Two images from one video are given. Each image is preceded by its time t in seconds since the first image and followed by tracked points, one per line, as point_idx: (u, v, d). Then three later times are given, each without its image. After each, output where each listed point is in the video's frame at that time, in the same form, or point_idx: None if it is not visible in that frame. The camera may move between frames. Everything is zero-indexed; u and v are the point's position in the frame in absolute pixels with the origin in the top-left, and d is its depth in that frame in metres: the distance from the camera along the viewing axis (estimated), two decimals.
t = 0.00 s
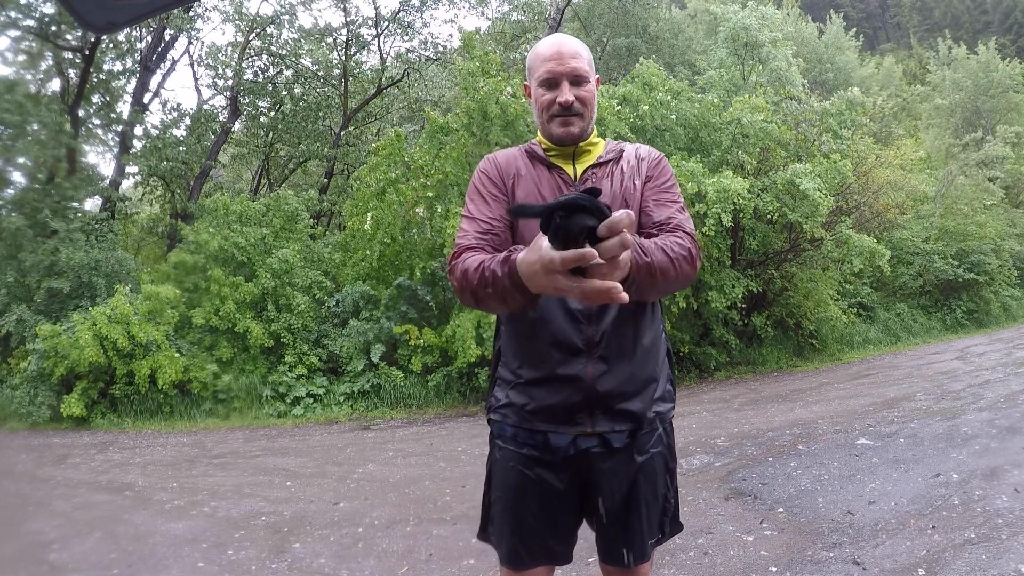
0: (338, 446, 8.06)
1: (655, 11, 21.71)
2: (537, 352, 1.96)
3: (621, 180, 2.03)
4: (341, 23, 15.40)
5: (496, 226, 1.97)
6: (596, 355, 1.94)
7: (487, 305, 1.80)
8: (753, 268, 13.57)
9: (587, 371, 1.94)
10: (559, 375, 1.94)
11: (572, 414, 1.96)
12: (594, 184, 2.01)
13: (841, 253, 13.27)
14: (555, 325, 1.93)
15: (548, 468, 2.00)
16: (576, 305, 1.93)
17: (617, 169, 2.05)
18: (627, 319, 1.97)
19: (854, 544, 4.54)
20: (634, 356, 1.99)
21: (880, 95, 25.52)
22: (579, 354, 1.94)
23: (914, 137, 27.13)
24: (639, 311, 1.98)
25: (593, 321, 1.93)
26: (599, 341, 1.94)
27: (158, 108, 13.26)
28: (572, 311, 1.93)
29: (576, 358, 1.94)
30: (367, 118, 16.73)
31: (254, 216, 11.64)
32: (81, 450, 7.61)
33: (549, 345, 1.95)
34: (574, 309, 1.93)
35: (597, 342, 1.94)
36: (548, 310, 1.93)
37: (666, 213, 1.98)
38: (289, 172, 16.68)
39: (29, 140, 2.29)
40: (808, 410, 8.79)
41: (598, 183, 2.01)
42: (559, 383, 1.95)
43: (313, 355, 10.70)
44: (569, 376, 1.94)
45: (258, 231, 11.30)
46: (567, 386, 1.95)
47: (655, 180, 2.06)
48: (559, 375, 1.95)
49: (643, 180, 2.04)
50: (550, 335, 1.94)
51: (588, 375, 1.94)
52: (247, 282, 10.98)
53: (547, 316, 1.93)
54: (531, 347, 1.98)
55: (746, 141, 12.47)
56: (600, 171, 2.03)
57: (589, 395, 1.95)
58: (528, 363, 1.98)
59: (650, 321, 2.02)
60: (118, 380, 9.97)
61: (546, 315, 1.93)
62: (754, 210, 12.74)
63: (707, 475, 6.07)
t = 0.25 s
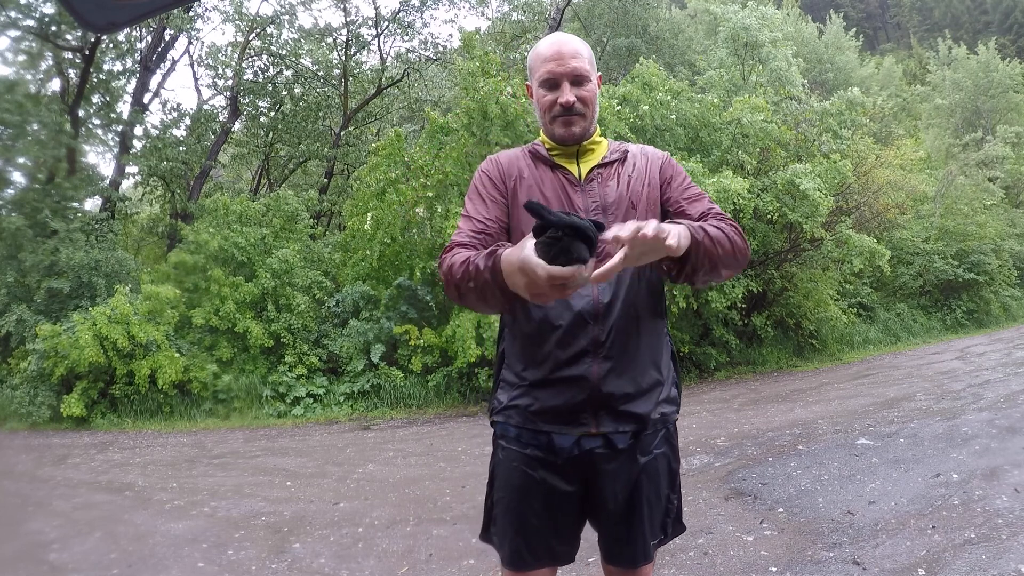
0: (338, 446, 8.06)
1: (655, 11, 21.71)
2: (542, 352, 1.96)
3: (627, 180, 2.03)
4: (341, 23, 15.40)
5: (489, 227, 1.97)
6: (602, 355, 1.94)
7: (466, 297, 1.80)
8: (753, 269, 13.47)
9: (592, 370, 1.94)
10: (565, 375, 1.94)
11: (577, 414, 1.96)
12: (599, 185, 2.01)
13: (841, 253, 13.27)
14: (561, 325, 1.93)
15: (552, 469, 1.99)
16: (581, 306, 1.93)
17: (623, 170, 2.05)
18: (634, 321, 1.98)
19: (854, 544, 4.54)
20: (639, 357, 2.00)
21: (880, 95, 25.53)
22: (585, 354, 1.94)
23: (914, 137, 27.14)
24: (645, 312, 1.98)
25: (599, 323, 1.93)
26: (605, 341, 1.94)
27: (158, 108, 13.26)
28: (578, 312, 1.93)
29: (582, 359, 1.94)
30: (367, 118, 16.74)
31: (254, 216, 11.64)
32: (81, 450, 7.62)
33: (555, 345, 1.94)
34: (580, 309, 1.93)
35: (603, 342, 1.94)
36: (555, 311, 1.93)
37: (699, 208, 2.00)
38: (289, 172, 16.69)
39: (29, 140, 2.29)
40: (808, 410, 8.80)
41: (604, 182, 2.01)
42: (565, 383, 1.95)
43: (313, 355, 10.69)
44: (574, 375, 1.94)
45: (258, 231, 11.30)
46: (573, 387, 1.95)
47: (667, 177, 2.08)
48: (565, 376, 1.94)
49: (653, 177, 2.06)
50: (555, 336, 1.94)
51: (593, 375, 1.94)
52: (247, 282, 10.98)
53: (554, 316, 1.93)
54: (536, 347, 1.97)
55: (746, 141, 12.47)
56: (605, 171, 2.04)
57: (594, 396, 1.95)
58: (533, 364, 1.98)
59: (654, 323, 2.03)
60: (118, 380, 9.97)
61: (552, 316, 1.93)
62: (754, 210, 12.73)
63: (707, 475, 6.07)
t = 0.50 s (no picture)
0: (338, 446, 8.06)
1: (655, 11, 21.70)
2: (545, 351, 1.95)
3: (632, 180, 2.04)
4: (341, 23, 15.39)
5: (487, 225, 1.96)
6: (606, 356, 1.94)
7: (463, 288, 1.78)
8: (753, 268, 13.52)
9: (596, 371, 1.93)
10: (568, 375, 1.94)
11: (579, 415, 1.96)
12: (604, 184, 2.01)
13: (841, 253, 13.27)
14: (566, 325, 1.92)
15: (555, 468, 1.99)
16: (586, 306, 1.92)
17: (628, 170, 2.06)
18: (639, 324, 1.97)
19: (854, 544, 4.54)
20: (643, 359, 1.99)
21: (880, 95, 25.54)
22: (589, 355, 1.93)
23: (915, 137, 27.13)
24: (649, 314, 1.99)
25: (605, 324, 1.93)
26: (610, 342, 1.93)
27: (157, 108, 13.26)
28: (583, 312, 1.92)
29: (585, 359, 1.93)
30: (367, 118, 16.73)
31: (254, 216, 11.63)
32: (81, 450, 7.62)
33: (559, 344, 1.94)
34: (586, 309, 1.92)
35: (607, 343, 1.93)
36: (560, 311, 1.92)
37: (705, 198, 2.01)
38: (289, 172, 16.68)
39: (29, 140, 2.29)
40: (809, 410, 8.80)
41: (609, 183, 2.02)
42: (568, 383, 1.94)
43: (313, 355, 10.69)
44: (578, 375, 1.93)
45: (258, 231, 11.30)
46: (577, 386, 1.94)
47: (673, 178, 2.09)
48: (569, 375, 1.94)
49: (660, 177, 2.08)
50: (560, 336, 1.93)
51: (597, 375, 1.93)
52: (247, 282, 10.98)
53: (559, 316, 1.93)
54: (540, 346, 1.96)
55: (746, 141, 12.47)
56: (610, 171, 2.04)
57: (598, 396, 1.94)
58: (535, 364, 1.98)
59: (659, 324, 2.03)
60: (118, 380, 9.97)
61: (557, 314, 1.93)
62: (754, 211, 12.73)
63: (707, 475, 6.07)
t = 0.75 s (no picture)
0: (338, 446, 8.07)
1: (655, 11, 21.71)
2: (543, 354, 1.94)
3: (629, 181, 2.04)
4: (341, 23, 15.37)
5: (482, 229, 1.96)
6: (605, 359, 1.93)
7: (462, 305, 1.79)
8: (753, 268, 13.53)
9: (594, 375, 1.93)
10: (567, 378, 1.93)
11: (578, 418, 1.95)
12: (603, 185, 2.01)
13: (841, 253, 13.27)
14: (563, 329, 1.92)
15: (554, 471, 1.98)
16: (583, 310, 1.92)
17: (627, 171, 2.06)
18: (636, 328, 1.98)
19: (854, 544, 4.54)
20: (641, 363, 2.00)
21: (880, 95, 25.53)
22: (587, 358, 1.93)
23: (914, 137, 27.13)
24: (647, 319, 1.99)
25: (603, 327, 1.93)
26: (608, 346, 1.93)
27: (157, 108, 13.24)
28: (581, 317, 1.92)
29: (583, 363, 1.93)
30: (367, 118, 16.72)
31: (254, 216, 11.63)
32: (81, 450, 7.62)
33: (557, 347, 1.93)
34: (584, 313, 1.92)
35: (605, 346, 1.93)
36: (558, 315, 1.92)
37: (700, 204, 2.01)
38: (289, 172, 16.68)
39: (29, 140, 2.29)
40: (808, 410, 8.80)
41: (607, 184, 2.01)
42: (567, 386, 1.93)
43: (313, 355, 10.69)
44: (577, 378, 1.92)
45: (258, 231, 11.29)
46: (575, 390, 1.93)
47: (671, 179, 2.09)
48: (568, 379, 1.93)
49: (657, 178, 2.07)
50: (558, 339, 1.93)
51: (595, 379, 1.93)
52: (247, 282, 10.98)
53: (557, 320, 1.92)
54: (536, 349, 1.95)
55: (746, 141, 12.45)
56: (609, 171, 2.04)
57: (597, 400, 1.94)
58: (531, 366, 1.96)
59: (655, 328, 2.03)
60: (118, 380, 9.96)
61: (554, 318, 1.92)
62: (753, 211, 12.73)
63: (707, 474, 6.08)
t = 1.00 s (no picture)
0: (338, 446, 8.07)
1: (655, 11, 21.70)
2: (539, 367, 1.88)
3: (616, 182, 1.98)
4: (341, 23, 15.36)
5: (461, 237, 1.85)
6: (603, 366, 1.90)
7: (447, 327, 1.68)
8: (753, 269, 13.54)
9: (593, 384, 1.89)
10: (567, 389, 1.87)
11: (580, 429, 1.90)
12: (590, 187, 1.95)
13: (841, 253, 13.27)
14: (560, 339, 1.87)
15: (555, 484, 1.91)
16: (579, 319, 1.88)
17: (611, 170, 2.00)
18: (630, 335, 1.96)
19: (854, 544, 4.54)
20: (637, 369, 1.98)
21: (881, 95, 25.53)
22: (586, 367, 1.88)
23: (915, 138, 27.14)
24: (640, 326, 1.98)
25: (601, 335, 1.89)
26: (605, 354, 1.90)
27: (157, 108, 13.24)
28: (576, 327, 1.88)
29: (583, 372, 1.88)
30: (367, 118, 16.71)
31: (254, 216, 11.63)
32: (81, 450, 7.63)
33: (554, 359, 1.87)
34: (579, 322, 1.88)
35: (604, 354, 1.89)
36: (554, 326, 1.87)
37: (690, 213, 2.00)
38: (289, 172, 16.70)
39: (29, 140, 2.30)
40: (808, 410, 8.80)
41: (594, 185, 1.95)
42: (566, 398, 1.88)
43: (313, 355, 10.68)
44: (577, 388, 1.87)
45: (258, 232, 11.29)
46: (575, 401, 1.88)
47: (654, 180, 2.06)
48: (567, 390, 1.87)
49: (641, 177, 2.03)
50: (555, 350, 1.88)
51: (596, 388, 1.89)
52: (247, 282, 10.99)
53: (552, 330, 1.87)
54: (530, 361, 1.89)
55: (746, 141, 12.45)
56: (594, 172, 1.97)
57: (598, 409, 1.90)
58: (527, 380, 1.90)
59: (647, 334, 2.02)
60: (118, 380, 9.96)
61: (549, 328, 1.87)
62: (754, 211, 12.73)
63: (707, 475, 6.08)
